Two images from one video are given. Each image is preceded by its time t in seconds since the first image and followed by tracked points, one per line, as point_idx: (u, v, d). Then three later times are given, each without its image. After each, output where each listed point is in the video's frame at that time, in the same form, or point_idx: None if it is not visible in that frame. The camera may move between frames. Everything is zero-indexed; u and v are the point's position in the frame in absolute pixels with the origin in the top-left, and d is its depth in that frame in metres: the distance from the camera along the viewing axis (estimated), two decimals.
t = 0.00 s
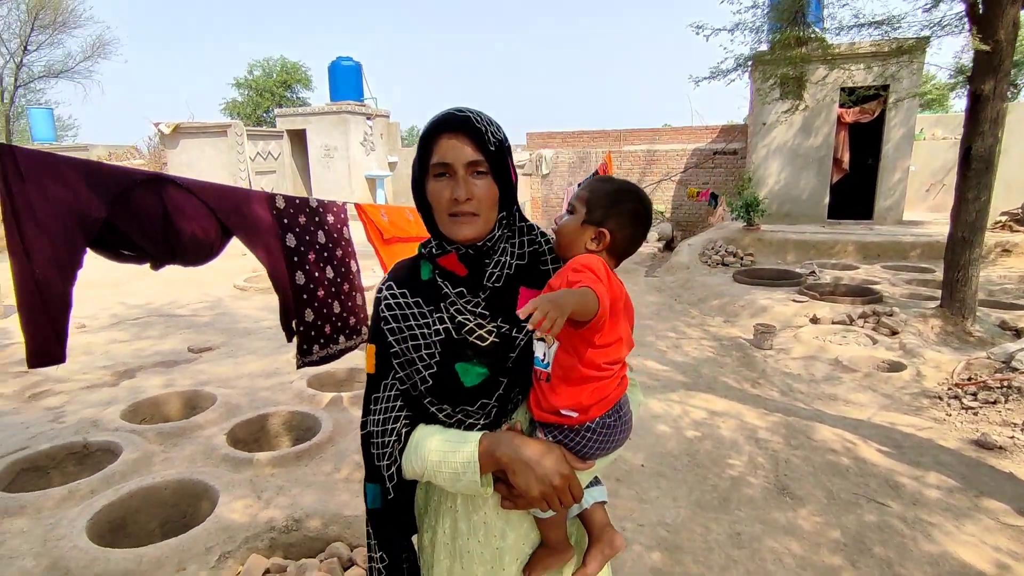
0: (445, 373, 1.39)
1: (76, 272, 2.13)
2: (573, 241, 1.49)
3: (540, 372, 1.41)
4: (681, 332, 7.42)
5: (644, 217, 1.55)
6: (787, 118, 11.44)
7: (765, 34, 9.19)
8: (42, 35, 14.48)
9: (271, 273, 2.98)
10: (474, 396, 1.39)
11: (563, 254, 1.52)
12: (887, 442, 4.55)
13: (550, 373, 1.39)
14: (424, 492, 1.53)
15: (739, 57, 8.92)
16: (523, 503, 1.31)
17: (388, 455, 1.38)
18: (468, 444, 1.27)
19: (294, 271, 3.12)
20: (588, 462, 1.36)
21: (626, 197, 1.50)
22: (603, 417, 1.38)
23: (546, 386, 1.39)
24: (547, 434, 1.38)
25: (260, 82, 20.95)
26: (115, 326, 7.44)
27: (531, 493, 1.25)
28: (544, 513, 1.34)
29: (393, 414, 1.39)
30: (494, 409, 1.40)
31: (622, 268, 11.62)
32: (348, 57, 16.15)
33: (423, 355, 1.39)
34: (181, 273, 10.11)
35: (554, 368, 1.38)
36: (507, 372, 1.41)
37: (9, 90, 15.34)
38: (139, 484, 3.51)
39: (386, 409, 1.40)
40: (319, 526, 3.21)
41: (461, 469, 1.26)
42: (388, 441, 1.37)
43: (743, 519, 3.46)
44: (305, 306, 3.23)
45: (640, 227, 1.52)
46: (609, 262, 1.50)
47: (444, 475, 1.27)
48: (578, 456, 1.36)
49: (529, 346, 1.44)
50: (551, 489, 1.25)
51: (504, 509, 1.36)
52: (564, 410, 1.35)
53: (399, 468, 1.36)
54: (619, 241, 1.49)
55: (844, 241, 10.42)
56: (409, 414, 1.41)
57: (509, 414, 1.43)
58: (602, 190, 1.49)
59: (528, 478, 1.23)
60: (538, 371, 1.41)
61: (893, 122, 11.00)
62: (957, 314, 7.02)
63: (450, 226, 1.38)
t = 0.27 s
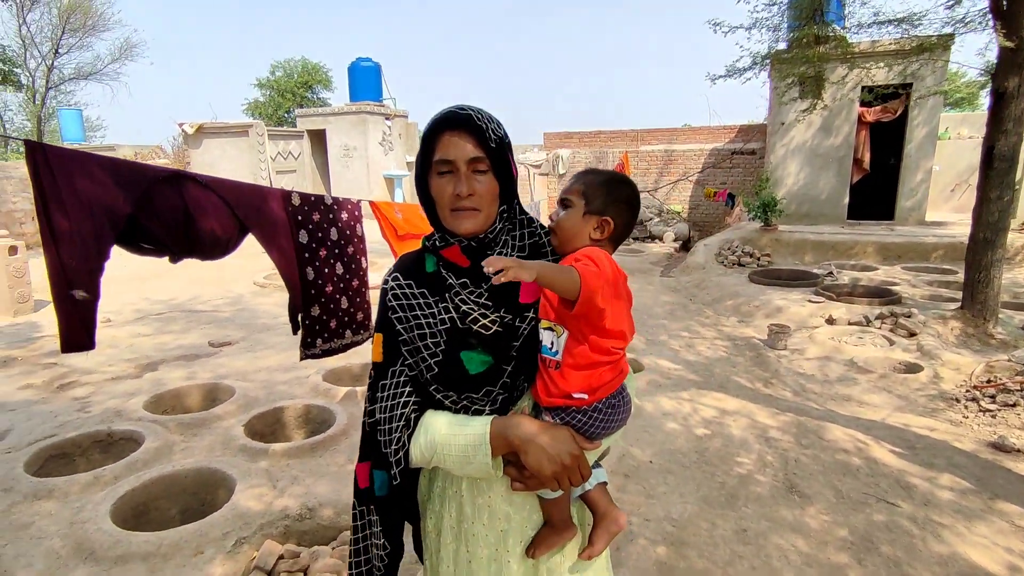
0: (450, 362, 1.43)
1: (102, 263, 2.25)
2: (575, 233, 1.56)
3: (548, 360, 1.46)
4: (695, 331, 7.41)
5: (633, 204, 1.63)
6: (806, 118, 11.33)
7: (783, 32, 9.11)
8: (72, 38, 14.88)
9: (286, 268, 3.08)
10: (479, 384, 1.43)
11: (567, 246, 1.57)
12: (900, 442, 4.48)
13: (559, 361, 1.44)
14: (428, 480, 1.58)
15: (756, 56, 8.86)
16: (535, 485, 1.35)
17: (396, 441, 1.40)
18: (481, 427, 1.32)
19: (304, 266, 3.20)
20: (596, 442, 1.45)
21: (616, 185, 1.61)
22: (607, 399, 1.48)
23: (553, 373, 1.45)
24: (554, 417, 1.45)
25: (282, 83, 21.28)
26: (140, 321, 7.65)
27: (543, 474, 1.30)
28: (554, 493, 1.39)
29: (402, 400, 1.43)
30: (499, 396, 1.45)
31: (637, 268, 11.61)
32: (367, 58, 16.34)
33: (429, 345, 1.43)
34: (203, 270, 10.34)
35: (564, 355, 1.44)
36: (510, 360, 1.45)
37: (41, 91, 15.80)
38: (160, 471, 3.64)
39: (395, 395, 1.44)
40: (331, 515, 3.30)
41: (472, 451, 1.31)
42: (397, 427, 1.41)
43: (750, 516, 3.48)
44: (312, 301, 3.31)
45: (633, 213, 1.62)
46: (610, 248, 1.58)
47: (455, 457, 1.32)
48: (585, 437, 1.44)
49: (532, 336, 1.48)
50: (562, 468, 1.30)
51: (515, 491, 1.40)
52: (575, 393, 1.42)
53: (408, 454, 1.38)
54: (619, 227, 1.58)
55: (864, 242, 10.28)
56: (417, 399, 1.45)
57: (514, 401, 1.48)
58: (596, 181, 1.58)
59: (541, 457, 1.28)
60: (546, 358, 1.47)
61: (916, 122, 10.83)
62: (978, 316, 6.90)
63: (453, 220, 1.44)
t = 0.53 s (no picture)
0: (457, 360, 1.41)
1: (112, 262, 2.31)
2: (597, 230, 1.47)
3: (563, 360, 1.42)
4: (704, 331, 7.40)
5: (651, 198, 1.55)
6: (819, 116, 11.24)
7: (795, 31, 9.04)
8: (91, 41, 15.13)
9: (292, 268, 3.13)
10: (486, 381, 1.41)
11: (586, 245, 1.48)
12: (909, 443, 4.46)
13: (573, 360, 1.41)
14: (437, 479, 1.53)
15: (768, 55, 8.81)
16: (554, 478, 1.30)
17: (406, 437, 1.30)
18: (496, 419, 1.26)
19: (308, 266, 3.23)
20: (611, 431, 1.41)
21: (637, 180, 1.51)
22: (618, 385, 1.45)
23: (565, 369, 1.42)
24: (565, 409, 1.42)
25: (295, 84, 21.47)
26: (156, 318, 7.79)
27: (563, 466, 1.26)
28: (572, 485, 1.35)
29: (413, 395, 1.34)
30: (507, 394, 1.42)
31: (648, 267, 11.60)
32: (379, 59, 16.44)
33: (434, 343, 1.41)
34: (218, 269, 10.49)
35: (582, 353, 1.40)
36: (517, 357, 1.45)
37: (60, 93, 16.09)
38: (174, 466, 3.72)
39: (404, 391, 1.36)
40: (340, 510, 3.36)
41: (487, 441, 1.23)
42: (408, 423, 1.31)
43: (755, 516, 3.48)
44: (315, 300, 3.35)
45: (649, 209, 1.53)
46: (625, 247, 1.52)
47: (470, 452, 1.24)
48: (599, 426, 1.40)
49: (539, 333, 1.49)
50: (582, 459, 1.27)
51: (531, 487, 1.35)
52: (589, 380, 1.40)
53: (417, 450, 1.28)
54: (637, 226, 1.51)
55: (877, 241, 10.19)
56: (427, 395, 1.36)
57: (524, 398, 1.46)
58: (617, 180, 1.49)
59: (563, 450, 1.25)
60: (561, 358, 1.43)
61: (931, 120, 10.70)
62: (993, 316, 6.82)
63: (455, 219, 1.44)
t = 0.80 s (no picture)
0: (474, 365, 1.41)
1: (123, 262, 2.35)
2: (614, 236, 1.44)
3: (588, 373, 1.37)
4: (711, 332, 7.39)
5: (668, 198, 1.52)
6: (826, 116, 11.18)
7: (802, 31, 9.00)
8: (101, 44, 15.27)
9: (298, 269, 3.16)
10: (505, 386, 1.40)
11: (601, 251, 1.46)
12: (917, 445, 4.44)
13: (599, 373, 1.36)
14: (450, 492, 1.48)
15: (775, 55, 8.77)
16: (580, 488, 1.26)
17: (424, 444, 1.30)
18: (518, 426, 1.24)
19: (314, 267, 3.26)
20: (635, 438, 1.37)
21: (653, 180, 1.48)
22: (642, 391, 1.39)
23: (588, 379, 1.37)
24: (587, 417, 1.37)
25: (303, 85, 21.58)
26: (165, 319, 7.86)
27: (588, 475, 1.23)
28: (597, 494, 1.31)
29: (429, 400, 1.34)
30: (528, 400, 1.39)
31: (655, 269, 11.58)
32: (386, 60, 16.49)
33: (451, 347, 1.39)
34: (226, 270, 10.55)
35: (606, 368, 1.36)
36: (538, 362, 1.43)
37: (71, 96, 16.24)
38: (183, 465, 3.76)
39: (420, 396, 1.35)
40: (347, 509, 3.38)
41: (508, 453, 1.21)
42: (426, 429, 1.31)
43: (761, 517, 3.48)
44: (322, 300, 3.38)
45: (666, 208, 1.49)
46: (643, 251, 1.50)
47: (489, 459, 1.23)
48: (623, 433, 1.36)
49: (560, 339, 1.46)
50: (608, 467, 1.24)
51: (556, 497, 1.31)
52: (612, 390, 1.35)
53: (435, 457, 1.28)
54: (655, 228, 1.48)
55: (886, 242, 10.12)
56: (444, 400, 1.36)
57: (547, 406, 1.43)
58: (635, 183, 1.45)
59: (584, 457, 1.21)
60: (586, 370, 1.38)
61: (940, 120, 10.62)
62: (1002, 317, 6.76)
63: (471, 219, 1.43)
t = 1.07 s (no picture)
0: (485, 381, 1.37)
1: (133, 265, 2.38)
2: (614, 246, 1.47)
3: (589, 386, 1.40)
4: (714, 333, 7.39)
5: (672, 209, 1.54)
6: (831, 117, 11.16)
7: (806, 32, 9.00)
8: (108, 46, 15.36)
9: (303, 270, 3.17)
10: (516, 404, 1.37)
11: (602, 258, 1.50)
12: (921, 447, 4.43)
13: (600, 387, 1.39)
14: (463, 509, 1.46)
15: (779, 56, 8.77)
16: (591, 506, 1.26)
17: (436, 460, 1.33)
18: (528, 444, 1.24)
19: (321, 268, 3.27)
20: (647, 456, 1.39)
21: (656, 192, 1.51)
22: (650, 407, 1.43)
23: (593, 396, 1.39)
24: (597, 433, 1.38)
25: (307, 87, 21.67)
26: (170, 319, 7.90)
27: (599, 493, 1.21)
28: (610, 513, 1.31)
29: (440, 417, 1.34)
30: (540, 418, 1.36)
31: (658, 269, 11.58)
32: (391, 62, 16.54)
33: (462, 363, 1.36)
34: (231, 271, 10.60)
35: (605, 381, 1.38)
36: (550, 379, 1.39)
37: (78, 97, 16.35)
38: (189, 464, 3.79)
39: (431, 413, 1.34)
40: (351, 509, 3.40)
41: (518, 471, 1.22)
42: (437, 445, 1.33)
43: (764, 518, 3.48)
44: (328, 301, 3.39)
45: (668, 221, 1.52)
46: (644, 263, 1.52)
47: (501, 478, 1.23)
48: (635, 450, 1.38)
49: (572, 353, 1.43)
50: (619, 485, 1.22)
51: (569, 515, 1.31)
52: (619, 407, 1.37)
53: (446, 473, 1.31)
54: (657, 240, 1.50)
55: (890, 243, 10.10)
56: (455, 416, 1.36)
57: (556, 423, 1.40)
58: (638, 195, 1.47)
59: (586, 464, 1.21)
60: (587, 385, 1.40)
61: (945, 121, 10.59)
62: (1007, 319, 6.74)
63: (489, 228, 1.40)
